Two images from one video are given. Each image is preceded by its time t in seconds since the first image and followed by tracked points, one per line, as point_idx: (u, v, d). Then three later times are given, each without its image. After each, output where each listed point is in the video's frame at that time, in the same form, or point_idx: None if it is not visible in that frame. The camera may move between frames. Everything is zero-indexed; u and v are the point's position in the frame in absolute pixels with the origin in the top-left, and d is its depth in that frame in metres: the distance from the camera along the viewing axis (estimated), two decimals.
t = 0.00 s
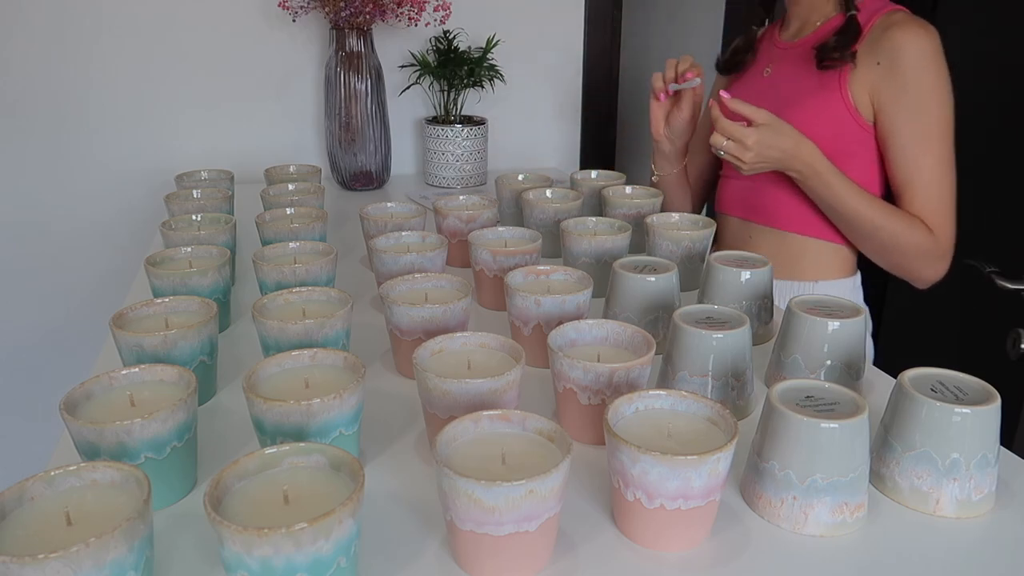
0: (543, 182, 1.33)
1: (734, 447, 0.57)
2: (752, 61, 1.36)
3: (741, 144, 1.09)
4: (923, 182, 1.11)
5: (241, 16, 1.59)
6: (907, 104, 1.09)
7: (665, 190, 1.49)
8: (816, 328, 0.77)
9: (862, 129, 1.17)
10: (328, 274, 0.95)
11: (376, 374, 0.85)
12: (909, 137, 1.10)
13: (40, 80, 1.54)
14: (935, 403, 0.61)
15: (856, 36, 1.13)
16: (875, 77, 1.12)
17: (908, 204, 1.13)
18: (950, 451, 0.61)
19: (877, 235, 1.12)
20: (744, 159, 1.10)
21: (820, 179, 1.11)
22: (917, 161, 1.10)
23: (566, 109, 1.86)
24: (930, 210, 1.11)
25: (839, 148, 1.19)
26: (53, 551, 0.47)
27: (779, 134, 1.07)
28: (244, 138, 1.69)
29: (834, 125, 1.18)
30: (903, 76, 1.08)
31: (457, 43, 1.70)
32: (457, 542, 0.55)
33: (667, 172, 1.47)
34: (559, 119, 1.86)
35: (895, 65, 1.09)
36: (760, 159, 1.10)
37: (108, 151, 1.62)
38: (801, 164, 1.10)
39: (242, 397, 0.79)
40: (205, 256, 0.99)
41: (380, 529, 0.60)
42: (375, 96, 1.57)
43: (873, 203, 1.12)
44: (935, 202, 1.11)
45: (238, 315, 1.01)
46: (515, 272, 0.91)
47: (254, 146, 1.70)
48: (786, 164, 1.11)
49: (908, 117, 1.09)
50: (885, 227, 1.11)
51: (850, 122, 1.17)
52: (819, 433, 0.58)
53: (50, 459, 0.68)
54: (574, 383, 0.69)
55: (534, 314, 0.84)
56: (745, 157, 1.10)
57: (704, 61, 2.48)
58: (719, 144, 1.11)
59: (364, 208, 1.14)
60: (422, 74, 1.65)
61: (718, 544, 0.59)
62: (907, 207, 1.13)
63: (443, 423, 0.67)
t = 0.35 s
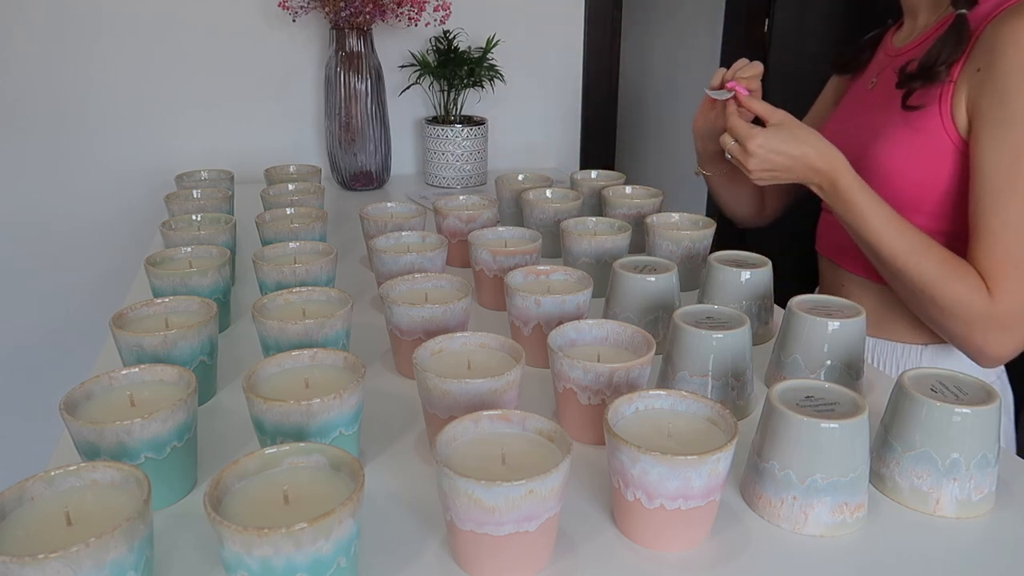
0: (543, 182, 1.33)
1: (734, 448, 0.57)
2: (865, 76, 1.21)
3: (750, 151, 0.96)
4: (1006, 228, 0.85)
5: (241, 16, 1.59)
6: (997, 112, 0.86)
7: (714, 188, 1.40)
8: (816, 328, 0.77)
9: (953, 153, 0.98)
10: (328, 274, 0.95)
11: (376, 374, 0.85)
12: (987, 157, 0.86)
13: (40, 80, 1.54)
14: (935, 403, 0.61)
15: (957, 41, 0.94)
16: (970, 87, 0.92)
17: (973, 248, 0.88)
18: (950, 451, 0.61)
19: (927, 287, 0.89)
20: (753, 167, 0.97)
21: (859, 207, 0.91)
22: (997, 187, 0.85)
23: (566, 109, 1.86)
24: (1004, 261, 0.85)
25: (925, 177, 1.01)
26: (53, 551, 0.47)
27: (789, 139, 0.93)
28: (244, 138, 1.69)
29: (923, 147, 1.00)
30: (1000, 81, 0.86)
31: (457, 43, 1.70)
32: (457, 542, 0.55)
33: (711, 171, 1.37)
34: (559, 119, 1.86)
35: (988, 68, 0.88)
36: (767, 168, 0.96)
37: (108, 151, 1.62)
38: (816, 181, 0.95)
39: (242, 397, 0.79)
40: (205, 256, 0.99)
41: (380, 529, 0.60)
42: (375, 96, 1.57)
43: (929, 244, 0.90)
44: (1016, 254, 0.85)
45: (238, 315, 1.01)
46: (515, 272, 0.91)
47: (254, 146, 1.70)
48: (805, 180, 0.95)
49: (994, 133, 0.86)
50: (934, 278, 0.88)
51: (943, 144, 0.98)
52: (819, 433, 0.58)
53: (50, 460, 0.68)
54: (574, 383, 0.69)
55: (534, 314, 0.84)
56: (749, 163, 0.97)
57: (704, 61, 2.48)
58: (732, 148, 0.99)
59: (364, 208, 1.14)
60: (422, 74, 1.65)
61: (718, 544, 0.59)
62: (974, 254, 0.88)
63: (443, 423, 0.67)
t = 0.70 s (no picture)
0: (543, 182, 1.33)
1: (735, 447, 0.57)
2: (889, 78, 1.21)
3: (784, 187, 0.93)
4: None
5: (240, 16, 1.59)
6: None
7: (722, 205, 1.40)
8: (816, 328, 0.77)
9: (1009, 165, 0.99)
10: (328, 274, 0.95)
11: (376, 374, 0.85)
12: None
13: (40, 80, 1.54)
14: (935, 403, 0.61)
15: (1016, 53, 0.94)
16: None
17: None
18: (951, 451, 0.61)
19: (984, 305, 0.92)
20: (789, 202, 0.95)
21: (905, 230, 0.93)
22: None
23: (566, 110, 1.86)
24: None
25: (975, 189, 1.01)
26: (53, 551, 0.47)
27: (825, 169, 0.91)
28: (244, 138, 1.69)
29: (975, 157, 1.00)
30: None
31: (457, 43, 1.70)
32: (457, 542, 0.55)
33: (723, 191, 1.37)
34: (559, 119, 1.86)
35: None
36: (805, 202, 0.94)
37: (108, 152, 1.62)
38: (856, 208, 0.94)
39: (242, 397, 0.79)
40: (205, 256, 0.99)
41: (380, 528, 0.60)
42: (375, 96, 1.57)
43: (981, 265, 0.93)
44: None
45: (238, 315, 1.01)
46: (515, 272, 0.91)
47: (253, 146, 1.70)
48: (846, 207, 0.95)
49: None
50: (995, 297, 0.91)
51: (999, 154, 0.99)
52: (819, 433, 0.58)
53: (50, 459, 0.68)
54: (574, 383, 0.69)
55: (534, 314, 0.84)
56: (786, 200, 0.94)
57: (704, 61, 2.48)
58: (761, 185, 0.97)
59: (363, 209, 1.14)
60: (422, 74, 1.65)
61: (718, 544, 0.59)
62: None
63: (443, 423, 0.67)
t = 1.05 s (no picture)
0: (543, 182, 1.33)
1: (734, 448, 0.57)
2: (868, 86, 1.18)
3: (778, 210, 0.88)
4: None
5: (241, 16, 1.59)
6: None
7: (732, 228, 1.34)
8: (816, 328, 0.77)
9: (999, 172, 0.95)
10: (328, 274, 0.95)
11: (376, 374, 0.85)
12: None
13: (41, 80, 1.54)
14: (935, 403, 0.61)
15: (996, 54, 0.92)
16: (1022, 99, 0.89)
17: None
18: (951, 451, 0.61)
19: (994, 324, 0.86)
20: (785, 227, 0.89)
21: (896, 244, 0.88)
22: None
23: (566, 109, 1.86)
24: None
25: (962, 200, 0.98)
26: (53, 551, 0.47)
27: (818, 192, 0.86)
28: (244, 138, 1.69)
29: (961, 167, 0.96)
30: None
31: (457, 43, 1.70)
32: (456, 542, 0.55)
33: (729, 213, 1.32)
34: (559, 119, 1.86)
35: None
36: (802, 227, 0.88)
37: (108, 152, 1.62)
38: (853, 237, 0.89)
39: (242, 397, 0.79)
40: (205, 256, 0.99)
41: (380, 528, 0.60)
42: (375, 96, 1.57)
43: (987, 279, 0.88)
44: None
45: (238, 315, 1.01)
46: (515, 272, 0.91)
47: (254, 146, 1.70)
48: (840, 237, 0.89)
49: None
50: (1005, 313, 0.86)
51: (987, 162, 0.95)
52: (819, 433, 0.58)
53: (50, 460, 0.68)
54: (574, 383, 0.69)
55: (534, 314, 0.84)
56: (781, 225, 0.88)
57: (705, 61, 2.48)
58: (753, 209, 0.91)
59: (364, 208, 1.14)
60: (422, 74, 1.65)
61: (718, 544, 0.59)
62: None
63: (443, 423, 0.67)
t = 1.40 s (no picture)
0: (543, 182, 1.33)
1: (735, 447, 0.57)
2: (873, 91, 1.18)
3: (797, 198, 0.87)
4: None
5: (241, 16, 1.59)
6: None
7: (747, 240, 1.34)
8: (816, 328, 0.77)
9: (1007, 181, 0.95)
10: (328, 274, 0.95)
11: (376, 374, 0.85)
12: None
13: (41, 80, 1.54)
14: (935, 403, 0.61)
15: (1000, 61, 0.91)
16: None
17: None
18: (950, 451, 0.61)
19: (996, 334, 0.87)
20: (803, 217, 0.87)
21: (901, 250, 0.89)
22: None
23: (567, 110, 1.86)
24: None
25: (971, 207, 0.98)
26: (53, 551, 0.47)
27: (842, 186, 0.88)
28: (244, 139, 1.69)
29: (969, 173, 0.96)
30: None
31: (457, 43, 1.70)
32: (456, 542, 0.55)
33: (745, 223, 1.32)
34: (559, 119, 1.86)
35: None
36: (824, 217, 0.87)
37: (108, 152, 1.62)
38: (874, 240, 0.88)
39: (242, 397, 0.79)
40: (205, 256, 0.99)
41: (380, 529, 0.60)
42: (375, 96, 1.57)
43: (1007, 294, 0.88)
44: None
45: (238, 315, 1.01)
46: (515, 272, 0.91)
47: (254, 146, 1.70)
48: (858, 241, 0.89)
49: None
50: None
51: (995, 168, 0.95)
52: (819, 433, 0.58)
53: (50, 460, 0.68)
54: (574, 383, 0.69)
55: (534, 314, 0.84)
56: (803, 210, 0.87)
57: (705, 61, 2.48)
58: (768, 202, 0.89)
59: (363, 209, 1.14)
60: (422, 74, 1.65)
61: (718, 544, 0.59)
62: None
63: (443, 423, 0.67)
